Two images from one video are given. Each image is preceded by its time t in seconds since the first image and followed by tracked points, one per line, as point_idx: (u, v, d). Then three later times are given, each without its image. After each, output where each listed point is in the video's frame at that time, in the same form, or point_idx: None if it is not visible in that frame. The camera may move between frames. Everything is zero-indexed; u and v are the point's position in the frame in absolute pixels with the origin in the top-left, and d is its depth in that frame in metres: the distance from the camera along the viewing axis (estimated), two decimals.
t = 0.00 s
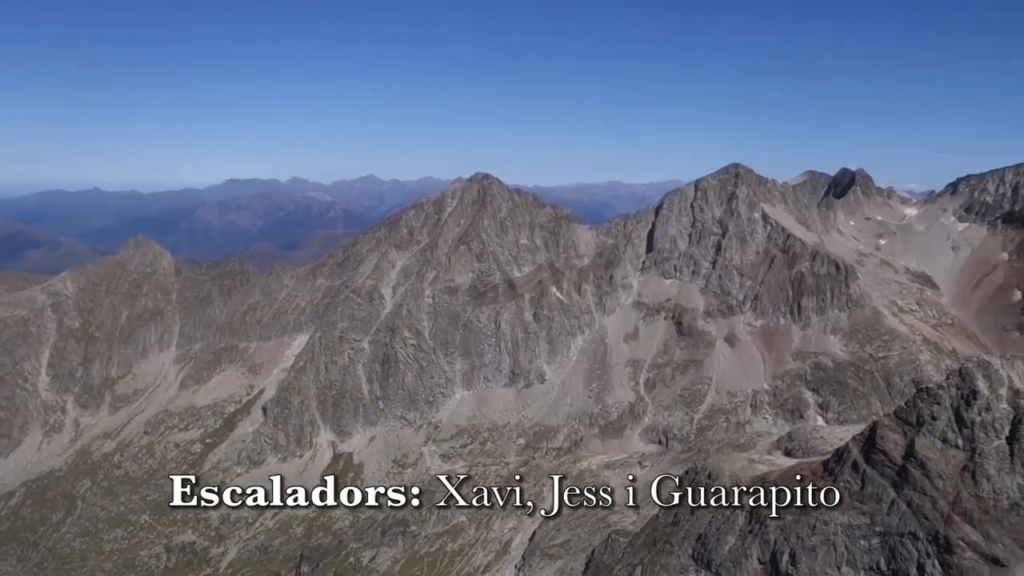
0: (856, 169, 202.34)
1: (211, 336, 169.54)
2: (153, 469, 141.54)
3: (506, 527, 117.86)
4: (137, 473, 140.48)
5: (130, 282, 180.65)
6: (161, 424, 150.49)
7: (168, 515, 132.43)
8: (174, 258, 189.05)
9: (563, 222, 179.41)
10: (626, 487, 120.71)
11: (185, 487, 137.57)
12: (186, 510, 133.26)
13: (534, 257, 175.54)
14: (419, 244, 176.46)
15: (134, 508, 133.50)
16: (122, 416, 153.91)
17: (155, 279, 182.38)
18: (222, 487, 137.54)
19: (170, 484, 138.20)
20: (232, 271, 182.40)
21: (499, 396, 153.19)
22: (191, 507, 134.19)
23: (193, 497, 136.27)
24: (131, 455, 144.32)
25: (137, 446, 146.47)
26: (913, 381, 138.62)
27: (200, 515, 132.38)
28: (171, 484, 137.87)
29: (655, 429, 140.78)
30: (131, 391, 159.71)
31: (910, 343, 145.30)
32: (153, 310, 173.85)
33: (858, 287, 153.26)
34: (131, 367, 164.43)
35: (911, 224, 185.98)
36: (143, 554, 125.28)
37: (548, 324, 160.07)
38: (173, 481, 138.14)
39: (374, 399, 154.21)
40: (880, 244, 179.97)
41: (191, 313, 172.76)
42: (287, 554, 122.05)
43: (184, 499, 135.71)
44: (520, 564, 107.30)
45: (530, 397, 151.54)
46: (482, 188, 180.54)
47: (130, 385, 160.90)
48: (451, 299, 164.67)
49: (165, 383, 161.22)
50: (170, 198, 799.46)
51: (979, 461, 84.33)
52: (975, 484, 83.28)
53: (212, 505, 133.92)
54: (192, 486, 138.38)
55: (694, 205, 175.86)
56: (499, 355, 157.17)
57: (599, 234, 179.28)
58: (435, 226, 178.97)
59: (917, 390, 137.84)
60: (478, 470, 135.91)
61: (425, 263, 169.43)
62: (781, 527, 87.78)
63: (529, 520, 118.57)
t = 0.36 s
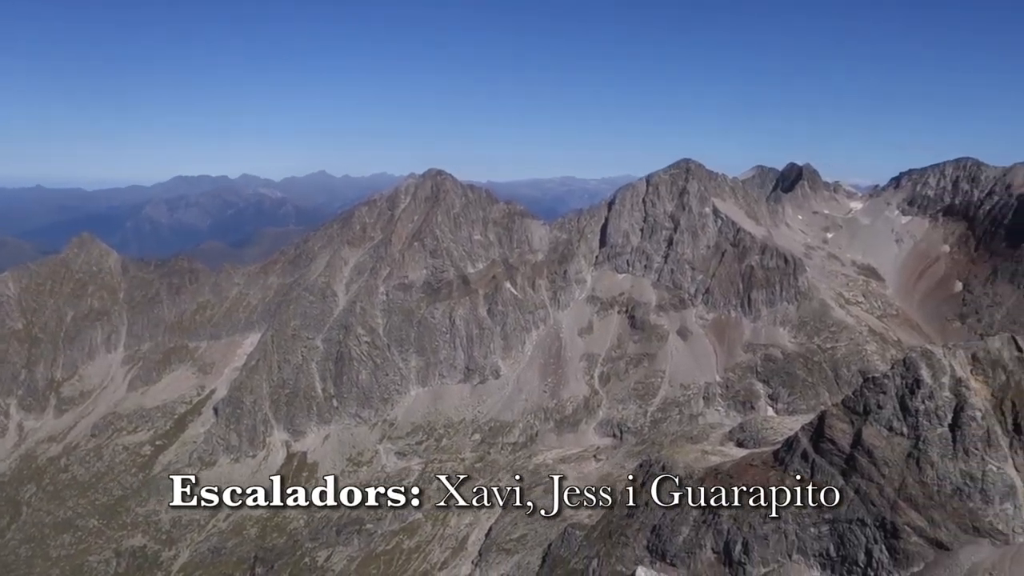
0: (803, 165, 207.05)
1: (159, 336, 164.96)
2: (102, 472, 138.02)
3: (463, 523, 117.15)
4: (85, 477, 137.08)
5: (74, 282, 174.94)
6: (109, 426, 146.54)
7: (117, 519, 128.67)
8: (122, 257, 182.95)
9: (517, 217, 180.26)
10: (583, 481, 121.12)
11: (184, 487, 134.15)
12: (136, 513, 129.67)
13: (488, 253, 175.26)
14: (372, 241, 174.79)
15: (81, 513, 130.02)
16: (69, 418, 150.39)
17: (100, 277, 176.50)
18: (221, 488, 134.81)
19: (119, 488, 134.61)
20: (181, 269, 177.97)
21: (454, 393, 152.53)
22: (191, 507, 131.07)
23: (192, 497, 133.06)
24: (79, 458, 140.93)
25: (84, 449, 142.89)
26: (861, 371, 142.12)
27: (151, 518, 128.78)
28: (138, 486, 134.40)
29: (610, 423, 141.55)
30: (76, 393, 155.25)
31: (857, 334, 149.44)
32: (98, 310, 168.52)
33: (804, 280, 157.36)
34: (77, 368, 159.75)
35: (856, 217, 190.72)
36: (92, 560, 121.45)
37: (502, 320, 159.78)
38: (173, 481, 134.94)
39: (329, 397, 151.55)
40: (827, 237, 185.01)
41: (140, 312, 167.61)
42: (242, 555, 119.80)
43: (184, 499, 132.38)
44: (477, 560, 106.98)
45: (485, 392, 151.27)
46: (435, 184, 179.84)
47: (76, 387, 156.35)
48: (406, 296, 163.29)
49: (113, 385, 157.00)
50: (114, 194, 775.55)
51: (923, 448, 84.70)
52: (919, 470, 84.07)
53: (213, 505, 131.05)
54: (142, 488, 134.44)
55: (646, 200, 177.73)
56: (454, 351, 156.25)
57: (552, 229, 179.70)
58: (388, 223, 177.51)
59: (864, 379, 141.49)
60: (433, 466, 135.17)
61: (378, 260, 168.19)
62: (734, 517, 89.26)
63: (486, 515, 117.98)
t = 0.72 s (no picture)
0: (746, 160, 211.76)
1: (100, 337, 159.50)
2: (41, 477, 133.00)
3: (413, 521, 116.45)
4: (23, 483, 131.93)
5: (9, 283, 169.21)
6: (48, 431, 141.61)
7: (57, 525, 123.77)
8: (59, 257, 177.35)
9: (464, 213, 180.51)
10: (534, 477, 120.91)
11: (184, 487, 129.32)
12: (78, 518, 124.65)
13: (436, 249, 175.62)
14: (318, 237, 171.98)
15: (20, 519, 124.76)
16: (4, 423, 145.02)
17: (36, 278, 170.42)
18: (222, 488, 130.27)
19: (59, 493, 129.58)
20: (122, 268, 172.20)
21: (404, 390, 150.86)
22: (133, 509, 125.50)
23: (192, 497, 128.28)
24: (16, 464, 135.85)
25: (22, 454, 137.85)
26: (804, 362, 145.60)
27: (93, 522, 123.73)
28: (79, 491, 129.30)
29: (560, 417, 142.06)
30: (12, 397, 149.76)
31: (800, 326, 152.99)
32: (35, 312, 162.65)
33: (749, 274, 160.80)
34: (13, 372, 154.27)
35: (799, 212, 196.61)
36: (31, 567, 115.88)
37: (451, 316, 158.78)
38: (154, 482, 130.87)
39: (276, 396, 148.24)
40: (770, 231, 189.68)
41: (79, 313, 162.19)
42: (187, 558, 115.87)
43: (184, 499, 127.49)
44: (428, 558, 106.60)
45: (435, 389, 150.12)
46: (382, 180, 178.48)
47: (12, 391, 150.87)
48: (353, 293, 161.93)
49: (51, 387, 151.61)
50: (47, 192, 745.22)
51: (865, 437, 85.54)
52: (861, 458, 85.28)
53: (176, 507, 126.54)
54: (83, 492, 129.34)
55: (593, 195, 179.09)
56: (403, 348, 154.68)
57: (500, 225, 179.31)
58: (335, 220, 175.23)
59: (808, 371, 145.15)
60: (383, 464, 133.24)
61: (325, 258, 165.77)
62: (682, 510, 89.92)
63: (437, 513, 117.12)
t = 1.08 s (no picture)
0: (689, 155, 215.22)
1: (34, 336, 153.55)
2: None
3: (359, 518, 114.76)
4: None
5: None
6: None
7: None
8: None
9: (407, 206, 180.76)
10: (481, 473, 119.61)
11: (184, 487, 125.42)
12: (13, 522, 118.99)
13: (381, 244, 174.49)
14: (261, 233, 167.38)
15: None
16: None
17: None
18: (222, 488, 124.72)
19: None
20: (57, 266, 167.53)
21: (349, 386, 148.18)
22: (70, 512, 120.62)
23: (192, 497, 123.39)
24: None
25: None
26: (745, 354, 147.50)
27: (28, 526, 118.04)
28: (14, 493, 123.33)
29: (506, 412, 140.69)
30: None
31: (741, 319, 155.35)
32: None
33: (691, 267, 165.07)
34: None
35: (740, 206, 200.52)
36: None
37: (397, 311, 157.75)
38: (92, 484, 125.89)
39: (218, 394, 144.21)
40: (712, 225, 192.84)
41: (13, 312, 156.74)
42: (128, 561, 111.77)
43: (184, 498, 123.04)
44: (374, 554, 104.88)
45: (381, 384, 147.72)
46: (325, 176, 177.43)
47: None
48: (298, 289, 158.05)
49: None
50: None
51: (804, 426, 85.99)
52: (801, 447, 85.63)
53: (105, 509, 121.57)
54: (18, 496, 123.26)
55: (538, 190, 181.10)
56: (347, 344, 152.54)
57: (445, 220, 180.57)
58: (277, 214, 170.90)
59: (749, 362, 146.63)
60: (329, 462, 130.66)
61: (267, 253, 161.49)
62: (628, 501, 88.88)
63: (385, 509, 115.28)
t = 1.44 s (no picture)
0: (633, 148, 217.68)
1: None
2: None
3: (305, 514, 112.44)
4: None
5: None
6: None
7: None
8: None
9: (353, 202, 176.18)
10: (427, 467, 118.41)
11: (124, 487, 120.81)
12: None
13: (324, 237, 169.74)
14: (201, 225, 162.23)
15: None
16: None
17: None
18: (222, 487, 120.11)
19: None
20: None
21: (292, 381, 144.86)
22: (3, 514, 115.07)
23: (193, 497, 118.60)
24: None
25: None
26: (688, 344, 149.97)
27: None
28: None
29: (452, 405, 138.77)
30: None
31: (684, 311, 158.64)
32: None
33: (636, 260, 167.48)
34: None
35: (683, 199, 205.14)
36: None
37: (341, 305, 155.25)
38: (27, 485, 121.01)
39: (158, 392, 139.54)
40: (655, 218, 196.64)
41: None
42: (65, 563, 106.77)
43: (185, 499, 118.01)
44: (320, 550, 103.44)
45: (326, 379, 145.02)
46: (267, 167, 171.11)
47: None
48: (238, 283, 154.04)
49: None
50: None
51: (745, 416, 83.11)
52: (742, 437, 82.93)
53: (40, 513, 116.34)
54: None
55: (483, 182, 180.05)
56: (291, 339, 149.36)
57: (390, 213, 177.65)
58: (218, 207, 166.04)
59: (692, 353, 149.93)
60: (274, 458, 127.62)
61: (208, 246, 156.92)
62: (574, 492, 86.90)
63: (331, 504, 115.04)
